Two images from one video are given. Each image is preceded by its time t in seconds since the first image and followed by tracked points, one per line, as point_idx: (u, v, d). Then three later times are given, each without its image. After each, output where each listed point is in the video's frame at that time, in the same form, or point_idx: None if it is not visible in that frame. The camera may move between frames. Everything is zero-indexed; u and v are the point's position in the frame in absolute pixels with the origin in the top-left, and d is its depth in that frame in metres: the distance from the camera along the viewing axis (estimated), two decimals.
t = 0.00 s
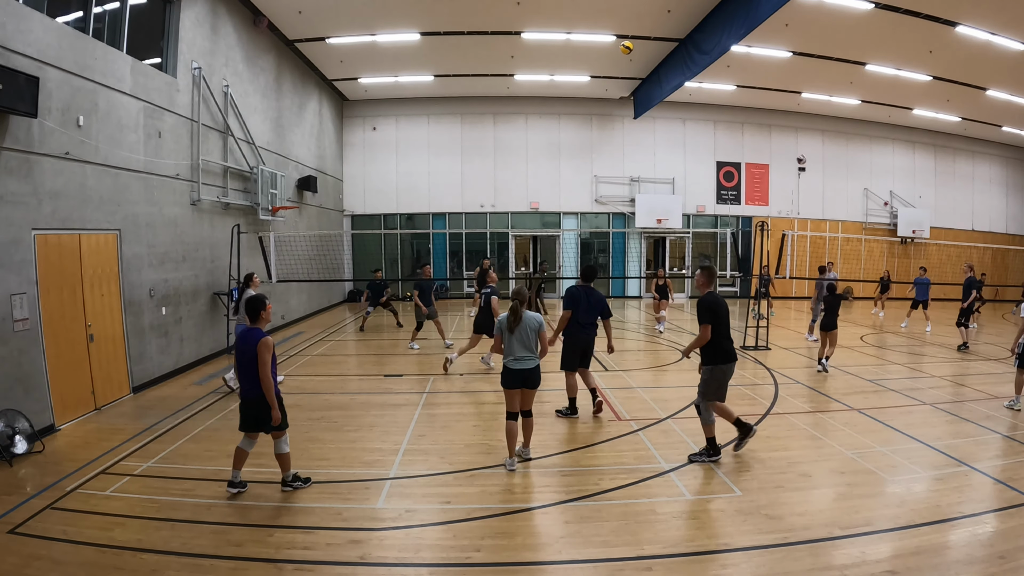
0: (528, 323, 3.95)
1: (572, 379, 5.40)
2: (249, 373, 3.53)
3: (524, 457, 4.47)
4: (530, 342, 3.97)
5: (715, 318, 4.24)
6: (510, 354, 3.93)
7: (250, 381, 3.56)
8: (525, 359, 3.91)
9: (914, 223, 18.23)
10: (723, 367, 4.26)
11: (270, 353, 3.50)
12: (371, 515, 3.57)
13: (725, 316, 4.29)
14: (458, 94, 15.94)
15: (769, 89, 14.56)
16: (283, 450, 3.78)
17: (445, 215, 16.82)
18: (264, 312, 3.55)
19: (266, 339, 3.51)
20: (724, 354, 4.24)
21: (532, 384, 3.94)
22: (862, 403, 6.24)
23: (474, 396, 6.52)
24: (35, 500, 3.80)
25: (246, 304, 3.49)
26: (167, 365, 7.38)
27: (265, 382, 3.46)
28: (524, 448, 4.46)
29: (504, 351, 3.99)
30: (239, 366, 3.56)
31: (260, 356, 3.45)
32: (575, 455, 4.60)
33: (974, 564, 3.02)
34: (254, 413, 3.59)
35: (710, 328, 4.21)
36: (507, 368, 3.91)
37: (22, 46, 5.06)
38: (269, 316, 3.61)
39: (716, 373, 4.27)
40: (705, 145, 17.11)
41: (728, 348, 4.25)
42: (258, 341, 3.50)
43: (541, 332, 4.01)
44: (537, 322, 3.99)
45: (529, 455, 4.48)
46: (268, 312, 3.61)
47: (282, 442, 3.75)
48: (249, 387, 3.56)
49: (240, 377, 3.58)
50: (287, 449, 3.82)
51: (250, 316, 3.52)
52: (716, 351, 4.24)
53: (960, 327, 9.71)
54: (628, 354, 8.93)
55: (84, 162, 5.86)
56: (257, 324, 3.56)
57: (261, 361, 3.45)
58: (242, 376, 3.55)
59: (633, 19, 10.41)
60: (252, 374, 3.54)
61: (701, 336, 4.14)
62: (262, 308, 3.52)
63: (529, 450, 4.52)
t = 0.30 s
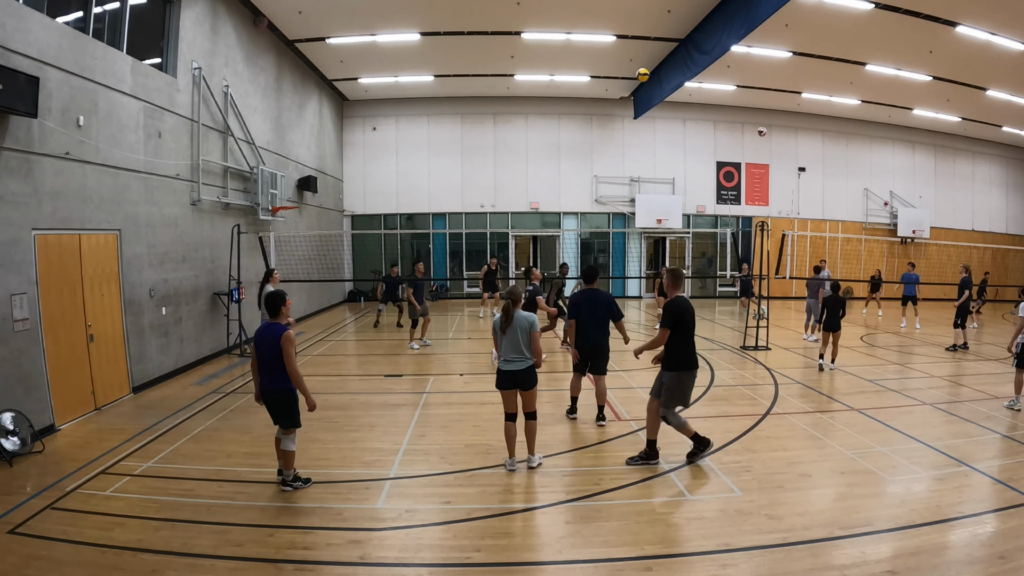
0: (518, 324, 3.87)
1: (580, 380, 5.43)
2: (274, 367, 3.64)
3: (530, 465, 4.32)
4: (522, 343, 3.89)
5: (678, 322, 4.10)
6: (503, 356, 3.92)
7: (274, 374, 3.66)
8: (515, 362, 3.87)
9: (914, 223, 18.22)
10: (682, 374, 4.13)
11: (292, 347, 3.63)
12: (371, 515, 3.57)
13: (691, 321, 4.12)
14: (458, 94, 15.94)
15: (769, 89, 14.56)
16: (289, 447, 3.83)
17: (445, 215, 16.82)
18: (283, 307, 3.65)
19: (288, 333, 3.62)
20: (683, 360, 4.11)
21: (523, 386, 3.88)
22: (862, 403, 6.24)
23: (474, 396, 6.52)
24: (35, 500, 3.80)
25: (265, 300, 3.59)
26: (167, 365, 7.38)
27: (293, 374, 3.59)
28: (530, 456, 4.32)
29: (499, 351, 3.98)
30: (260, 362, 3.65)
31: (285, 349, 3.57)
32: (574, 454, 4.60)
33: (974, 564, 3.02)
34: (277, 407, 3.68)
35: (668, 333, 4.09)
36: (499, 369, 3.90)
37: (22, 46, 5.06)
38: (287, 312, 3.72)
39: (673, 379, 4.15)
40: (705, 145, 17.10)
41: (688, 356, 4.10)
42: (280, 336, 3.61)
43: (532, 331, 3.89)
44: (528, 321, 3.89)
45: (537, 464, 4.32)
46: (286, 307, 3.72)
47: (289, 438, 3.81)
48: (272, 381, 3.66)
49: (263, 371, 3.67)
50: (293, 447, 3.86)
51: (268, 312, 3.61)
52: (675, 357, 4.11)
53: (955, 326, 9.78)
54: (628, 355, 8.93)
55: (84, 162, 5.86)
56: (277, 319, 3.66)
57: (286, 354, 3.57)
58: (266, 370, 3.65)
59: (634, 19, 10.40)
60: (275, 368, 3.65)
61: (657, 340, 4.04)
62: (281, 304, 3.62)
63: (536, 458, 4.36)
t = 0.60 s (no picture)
0: (519, 326, 3.85)
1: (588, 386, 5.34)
2: (285, 364, 3.72)
3: (526, 477, 4.09)
4: (524, 346, 3.84)
5: (656, 319, 4.02)
6: (506, 356, 3.90)
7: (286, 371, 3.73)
8: (516, 364, 3.84)
9: (914, 223, 18.22)
10: (659, 372, 4.02)
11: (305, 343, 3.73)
12: (371, 515, 3.57)
13: (666, 317, 4.03)
14: (458, 94, 15.94)
15: (768, 89, 14.56)
16: (292, 444, 3.83)
17: (445, 215, 16.82)
18: (294, 307, 3.74)
19: (300, 332, 3.72)
20: (662, 357, 4.01)
21: (523, 388, 3.83)
22: (861, 403, 6.24)
23: (473, 396, 6.52)
24: (35, 500, 3.79)
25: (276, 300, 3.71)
26: (167, 365, 7.37)
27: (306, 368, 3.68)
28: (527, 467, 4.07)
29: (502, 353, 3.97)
30: (272, 359, 3.73)
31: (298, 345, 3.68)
32: (574, 454, 4.60)
33: (974, 564, 3.02)
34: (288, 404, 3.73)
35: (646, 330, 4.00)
36: (501, 371, 3.89)
37: (22, 46, 5.06)
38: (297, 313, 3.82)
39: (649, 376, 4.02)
40: (705, 145, 17.10)
41: (668, 353, 4.03)
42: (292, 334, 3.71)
43: (535, 333, 3.84)
44: (531, 322, 3.86)
45: (532, 475, 4.07)
46: (297, 308, 3.81)
47: (292, 436, 3.81)
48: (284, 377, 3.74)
49: (275, 369, 3.74)
50: (297, 444, 3.87)
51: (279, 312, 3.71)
52: (653, 353, 4.02)
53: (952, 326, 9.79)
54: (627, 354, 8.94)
55: (84, 162, 5.86)
56: (288, 318, 3.75)
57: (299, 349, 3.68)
58: (277, 367, 3.73)
59: (634, 19, 10.41)
60: (286, 365, 3.72)
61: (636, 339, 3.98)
62: (292, 304, 3.72)
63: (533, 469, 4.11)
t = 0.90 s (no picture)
0: (522, 327, 3.84)
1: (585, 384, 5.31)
2: (295, 359, 3.88)
3: (525, 478, 4.09)
4: (527, 347, 3.83)
5: (637, 321, 4.04)
6: (508, 358, 3.89)
7: (296, 366, 3.89)
8: (518, 366, 3.83)
9: (914, 223, 18.22)
10: (648, 374, 4.00)
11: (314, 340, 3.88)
12: (371, 515, 3.57)
13: (647, 318, 4.02)
14: (458, 94, 15.94)
15: (768, 89, 14.56)
16: (318, 428, 4.06)
17: (445, 215, 16.82)
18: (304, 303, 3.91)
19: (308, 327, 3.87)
20: (650, 359, 4.01)
21: (528, 390, 3.83)
22: (861, 403, 6.24)
23: (473, 396, 6.52)
24: (35, 500, 3.80)
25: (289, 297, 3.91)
26: (167, 365, 7.38)
27: (312, 363, 3.82)
28: (526, 468, 4.07)
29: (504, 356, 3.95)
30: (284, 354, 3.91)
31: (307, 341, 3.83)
32: (574, 455, 4.61)
33: (974, 564, 3.02)
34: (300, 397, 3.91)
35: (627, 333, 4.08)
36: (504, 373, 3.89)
37: (22, 46, 5.06)
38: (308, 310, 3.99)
39: (639, 380, 4.01)
40: (705, 146, 17.10)
41: (656, 354, 4.02)
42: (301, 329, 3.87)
43: (538, 334, 3.82)
44: (533, 323, 3.84)
45: (531, 476, 4.07)
46: (308, 304, 3.99)
47: (318, 421, 4.05)
48: (294, 371, 3.89)
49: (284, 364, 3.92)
50: (322, 429, 4.10)
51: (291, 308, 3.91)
52: (640, 356, 4.02)
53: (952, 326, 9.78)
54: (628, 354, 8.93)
55: (84, 162, 5.86)
56: (299, 315, 3.93)
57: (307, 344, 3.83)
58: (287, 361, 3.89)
59: (634, 19, 10.41)
60: (296, 360, 3.89)
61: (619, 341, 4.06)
62: (303, 300, 3.90)
63: (533, 470, 4.10)
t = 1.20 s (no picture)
0: (527, 329, 3.81)
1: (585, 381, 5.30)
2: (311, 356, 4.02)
3: (525, 478, 4.09)
4: (530, 350, 3.83)
5: (628, 322, 4.08)
6: (509, 360, 3.88)
7: (312, 363, 4.03)
8: (520, 369, 3.82)
9: (914, 223, 18.21)
10: (643, 375, 3.99)
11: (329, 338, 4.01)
12: (371, 515, 3.57)
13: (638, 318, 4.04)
14: (457, 94, 15.94)
15: (768, 89, 14.56)
16: (340, 424, 4.30)
17: (445, 215, 16.82)
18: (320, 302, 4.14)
19: (323, 325, 4.01)
20: (643, 361, 3.99)
21: (529, 393, 3.83)
22: (861, 403, 6.24)
23: (473, 396, 6.52)
24: (35, 500, 3.79)
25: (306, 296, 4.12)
26: (167, 365, 7.38)
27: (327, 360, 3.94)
28: (526, 468, 4.06)
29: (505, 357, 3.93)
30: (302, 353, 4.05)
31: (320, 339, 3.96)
32: (574, 455, 4.61)
33: (974, 564, 3.02)
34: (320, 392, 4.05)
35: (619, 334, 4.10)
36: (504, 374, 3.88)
37: (22, 46, 5.06)
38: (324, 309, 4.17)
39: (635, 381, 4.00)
40: (705, 146, 17.10)
41: (650, 356, 4.01)
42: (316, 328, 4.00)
43: (542, 337, 3.81)
44: (539, 326, 3.82)
45: (532, 476, 4.08)
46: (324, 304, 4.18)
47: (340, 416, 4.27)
48: (311, 369, 4.03)
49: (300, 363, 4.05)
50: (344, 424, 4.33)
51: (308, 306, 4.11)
52: (633, 356, 4.02)
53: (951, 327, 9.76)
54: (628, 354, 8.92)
55: (84, 162, 5.86)
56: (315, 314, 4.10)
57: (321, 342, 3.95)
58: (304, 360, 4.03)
59: (634, 19, 10.41)
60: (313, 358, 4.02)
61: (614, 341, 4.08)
62: (319, 299, 4.12)
63: (533, 470, 4.11)
